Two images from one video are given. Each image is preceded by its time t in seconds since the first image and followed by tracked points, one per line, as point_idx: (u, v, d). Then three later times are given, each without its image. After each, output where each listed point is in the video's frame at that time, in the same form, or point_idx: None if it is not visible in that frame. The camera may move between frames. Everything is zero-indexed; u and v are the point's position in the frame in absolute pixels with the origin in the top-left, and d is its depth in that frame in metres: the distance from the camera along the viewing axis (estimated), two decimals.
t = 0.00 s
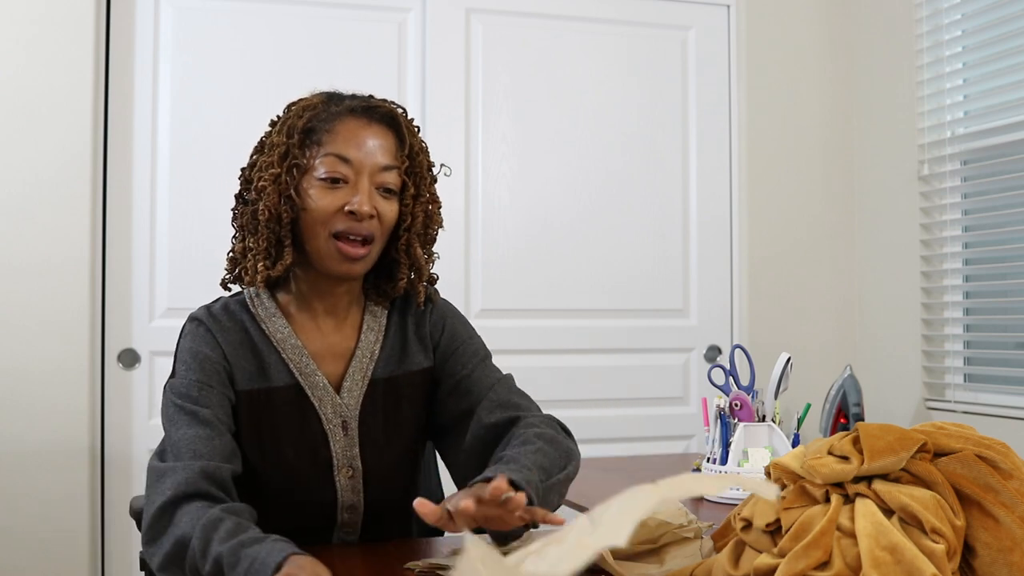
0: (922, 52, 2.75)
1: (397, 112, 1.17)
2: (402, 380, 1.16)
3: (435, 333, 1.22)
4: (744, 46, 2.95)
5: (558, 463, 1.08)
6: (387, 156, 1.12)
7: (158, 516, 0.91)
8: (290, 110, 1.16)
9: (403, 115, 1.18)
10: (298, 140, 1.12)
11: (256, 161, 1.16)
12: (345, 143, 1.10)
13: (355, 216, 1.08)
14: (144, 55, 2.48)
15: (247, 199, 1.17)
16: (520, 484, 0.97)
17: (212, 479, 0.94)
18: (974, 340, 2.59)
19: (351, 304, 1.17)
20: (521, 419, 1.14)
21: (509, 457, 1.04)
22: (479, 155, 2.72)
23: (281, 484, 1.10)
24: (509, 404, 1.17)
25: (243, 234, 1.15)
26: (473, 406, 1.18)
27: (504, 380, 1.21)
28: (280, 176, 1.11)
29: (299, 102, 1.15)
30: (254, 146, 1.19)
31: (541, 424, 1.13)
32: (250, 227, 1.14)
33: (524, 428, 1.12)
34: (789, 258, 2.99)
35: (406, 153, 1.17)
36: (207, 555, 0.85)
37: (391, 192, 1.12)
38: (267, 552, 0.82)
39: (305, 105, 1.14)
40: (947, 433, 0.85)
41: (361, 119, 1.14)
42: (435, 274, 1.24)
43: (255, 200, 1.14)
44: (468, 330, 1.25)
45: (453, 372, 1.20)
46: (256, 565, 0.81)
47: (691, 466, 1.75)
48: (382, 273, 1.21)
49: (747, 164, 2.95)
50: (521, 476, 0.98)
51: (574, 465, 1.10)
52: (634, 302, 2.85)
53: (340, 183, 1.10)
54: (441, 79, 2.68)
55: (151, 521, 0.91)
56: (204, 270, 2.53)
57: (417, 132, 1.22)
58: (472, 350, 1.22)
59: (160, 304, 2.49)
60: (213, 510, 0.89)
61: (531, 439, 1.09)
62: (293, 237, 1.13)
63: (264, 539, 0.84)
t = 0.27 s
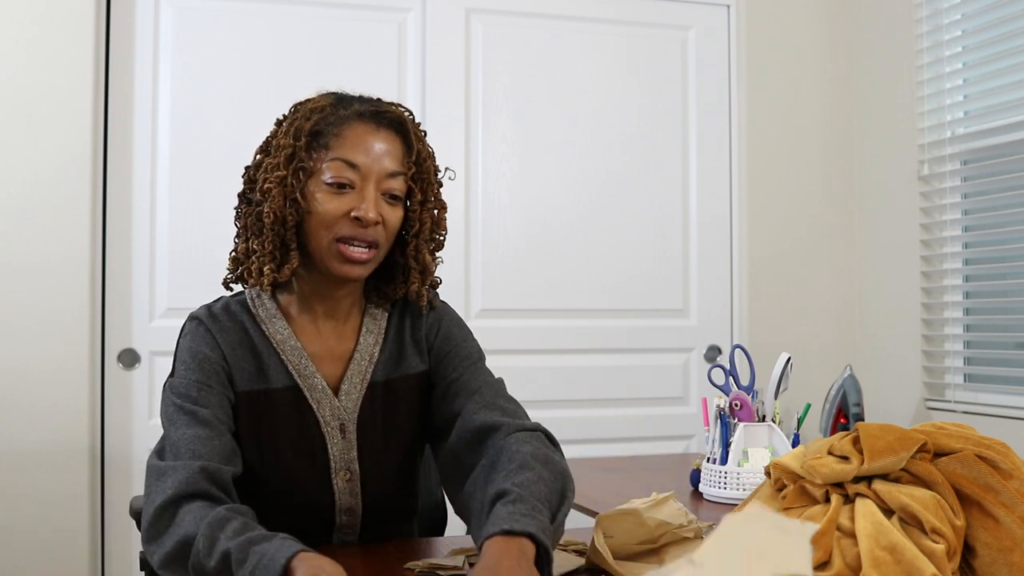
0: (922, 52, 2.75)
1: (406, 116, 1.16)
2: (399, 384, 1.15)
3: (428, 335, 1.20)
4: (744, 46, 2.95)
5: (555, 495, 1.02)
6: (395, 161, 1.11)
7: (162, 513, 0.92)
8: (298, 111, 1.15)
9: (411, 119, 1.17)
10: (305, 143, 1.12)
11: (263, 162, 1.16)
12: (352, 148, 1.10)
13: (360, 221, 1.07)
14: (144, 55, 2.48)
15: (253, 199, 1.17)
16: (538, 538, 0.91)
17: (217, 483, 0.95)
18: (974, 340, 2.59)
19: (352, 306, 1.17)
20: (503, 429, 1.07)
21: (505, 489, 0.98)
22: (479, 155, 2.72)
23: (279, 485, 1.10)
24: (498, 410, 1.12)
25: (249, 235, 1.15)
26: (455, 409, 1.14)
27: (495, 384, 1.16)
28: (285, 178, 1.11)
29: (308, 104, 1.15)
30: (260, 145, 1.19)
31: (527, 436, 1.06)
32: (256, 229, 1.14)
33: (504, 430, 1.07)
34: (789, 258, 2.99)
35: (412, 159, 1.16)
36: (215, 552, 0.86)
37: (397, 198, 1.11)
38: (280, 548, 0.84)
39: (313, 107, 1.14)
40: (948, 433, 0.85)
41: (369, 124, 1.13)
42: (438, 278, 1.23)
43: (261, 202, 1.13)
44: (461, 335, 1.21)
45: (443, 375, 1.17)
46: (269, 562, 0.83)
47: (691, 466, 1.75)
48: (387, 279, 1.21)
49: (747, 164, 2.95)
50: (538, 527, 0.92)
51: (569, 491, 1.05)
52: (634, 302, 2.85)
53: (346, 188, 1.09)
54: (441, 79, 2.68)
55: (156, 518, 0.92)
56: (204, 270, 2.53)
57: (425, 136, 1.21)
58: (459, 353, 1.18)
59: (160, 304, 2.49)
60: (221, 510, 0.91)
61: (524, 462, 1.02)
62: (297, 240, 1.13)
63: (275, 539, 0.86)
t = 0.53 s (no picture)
0: (922, 52, 2.75)
1: (412, 123, 1.16)
2: (400, 387, 1.15)
3: (431, 339, 1.20)
4: (744, 46, 2.95)
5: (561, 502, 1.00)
6: (401, 169, 1.10)
7: (144, 513, 0.92)
8: (304, 116, 1.14)
9: (417, 126, 1.17)
10: (311, 148, 1.11)
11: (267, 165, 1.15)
12: (358, 156, 1.09)
13: (364, 230, 1.07)
14: (144, 55, 2.48)
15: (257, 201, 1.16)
16: (548, 552, 0.90)
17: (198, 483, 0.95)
18: (974, 340, 2.59)
19: (353, 310, 1.16)
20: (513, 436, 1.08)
21: (516, 500, 0.97)
22: (479, 155, 2.72)
23: (279, 486, 1.11)
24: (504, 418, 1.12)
25: (252, 240, 1.14)
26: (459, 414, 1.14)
27: (500, 388, 1.17)
28: (291, 184, 1.10)
29: (313, 109, 1.14)
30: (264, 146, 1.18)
31: (534, 444, 1.07)
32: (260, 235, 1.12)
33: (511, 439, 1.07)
34: (789, 258, 2.99)
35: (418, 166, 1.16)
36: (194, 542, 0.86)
37: (401, 206, 1.11)
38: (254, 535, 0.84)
39: (319, 113, 1.13)
40: (947, 433, 0.85)
41: (376, 132, 1.12)
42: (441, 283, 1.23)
43: (265, 207, 1.12)
44: (465, 339, 1.21)
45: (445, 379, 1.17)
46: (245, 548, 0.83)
47: (691, 466, 1.75)
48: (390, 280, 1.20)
49: (747, 164, 2.95)
50: (548, 540, 0.91)
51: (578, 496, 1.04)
52: (634, 302, 2.85)
53: (352, 196, 1.08)
54: (441, 79, 2.68)
55: (138, 518, 0.92)
56: (204, 270, 2.53)
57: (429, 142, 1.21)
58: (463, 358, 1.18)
59: (160, 304, 2.49)
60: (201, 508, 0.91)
61: (534, 472, 1.02)
62: (303, 247, 1.11)
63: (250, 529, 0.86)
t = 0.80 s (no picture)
0: (922, 52, 2.75)
1: (414, 125, 1.16)
2: (399, 385, 1.15)
3: (428, 338, 1.20)
4: (744, 46, 2.95)
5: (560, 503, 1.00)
6: (404, 173, 1.10)
7: (170, 493, 0.91)
8: (305, 115, 1.13)
9: (418, 127, 1.17)
10: (314, 150, 1.10)
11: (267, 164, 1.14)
12: (362, 159, 1.09)
13: (369, 235, 1.06)
14: (144, 55, 2.48)
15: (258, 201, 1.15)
16: (557, 556, 0.90)
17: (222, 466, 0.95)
18: (974, 340, 2.59)
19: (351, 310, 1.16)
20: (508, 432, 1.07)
21: (518, 502, 0.97)
22: (479, 155, 2.72)
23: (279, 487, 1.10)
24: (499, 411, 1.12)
25: (252, 239, 1.14)
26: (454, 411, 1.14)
27: (496, 384, 1.17)
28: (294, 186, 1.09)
29: (316, 109, 1.13)
30: (264, 146, 1.16)
31: (531, 442, 1.06)
32: (261, 235, 1.12)
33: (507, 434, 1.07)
34: (789, 258, 2.99)
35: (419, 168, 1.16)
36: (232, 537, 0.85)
37: (402, 210, 1.11)
38: (300, 544, 0.83)
39: (322, 113, 1.12)
40: (947, 433, 0.85)
41: (379, 134, 1.12)
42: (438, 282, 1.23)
43: (266, 207, 1.11)
44: (458, 336, 1.22)
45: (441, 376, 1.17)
46: (292, 555, 0.82)
47: (691, 466, 1.75)
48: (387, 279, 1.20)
49: (747, 164, 2.95)
50: (557, 544, 0.91)
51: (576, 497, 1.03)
52: (634, 302, 2.85)
53: (355, 201, 1.08)
54: (441, 79, 2.68)
55: (164, 497, 0.91)
56: (204, 270, 2.53)
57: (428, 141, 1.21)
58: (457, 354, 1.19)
59: (160, 304, 2.49)
60: (237, 500, 0.90)
61: (531, 472, 1.01)
62: (303, 249, 1.11)
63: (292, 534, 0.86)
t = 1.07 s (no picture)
0: (922, 52, 2.75)
1: (419, 123, 1.17)
2: (401, 382, 1.16)
3: (434, 331, 1.22)
4: (744, 46, 2.95)
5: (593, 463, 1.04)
6: (410, 171, 1.12)
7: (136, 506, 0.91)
8: (314, 113, 1.13)
9: (422, 126, 1.18)
10: (326, 148, 1.10)
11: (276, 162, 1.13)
12: (372, 158, 1.09)
13: (381, 232, 1.07)
14: (144, 55, 2.48)
15: (267, 199, 1.14)
16: (603, 494, 0.97)
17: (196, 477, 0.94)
18: (974, 340, 2.59)
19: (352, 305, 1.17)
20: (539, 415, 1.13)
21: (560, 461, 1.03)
22: (479, 155, 2.72)
23: (277, 482, 1.10)
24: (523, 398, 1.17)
25: (263, 237, 1.13)
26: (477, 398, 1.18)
27: (510, 378, 1.21)
28: (308, 184, 1.08)
29: (324, 107, 1.13)
30: (272, 143, 1.15)
31: (561, 421, 1.12)
32: (276, 233, 1.11)
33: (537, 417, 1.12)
34: (789, 258, 2.99)
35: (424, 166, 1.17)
36: (186, 542, 0.85)
37: (409, 207, 1.12)
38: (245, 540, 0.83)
39: (331, 111, 1.12)
40: (947, 434, 0.85)
41: (387, 132, 1.13)
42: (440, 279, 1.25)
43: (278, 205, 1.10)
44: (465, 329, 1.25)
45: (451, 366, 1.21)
46: (236, 551, 0.82)
47: (691, 466, 1.76)
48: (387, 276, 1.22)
49: (747, 163, 2.95)
50: (603, 485, 0.98)
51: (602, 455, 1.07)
52: (634, 302, 2.85)
53: (366, 198, 1.09)
54: (441, 79, 2.68)
55: (132, 509, 0.91)
56: (204, 270, 2.52)
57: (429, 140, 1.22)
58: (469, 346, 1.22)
59: (160, 304, 2.49)
60: (193, 502, 0.89)
61: (567, 440, 1.07)
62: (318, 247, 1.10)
63: (240, 529, 0.85)
